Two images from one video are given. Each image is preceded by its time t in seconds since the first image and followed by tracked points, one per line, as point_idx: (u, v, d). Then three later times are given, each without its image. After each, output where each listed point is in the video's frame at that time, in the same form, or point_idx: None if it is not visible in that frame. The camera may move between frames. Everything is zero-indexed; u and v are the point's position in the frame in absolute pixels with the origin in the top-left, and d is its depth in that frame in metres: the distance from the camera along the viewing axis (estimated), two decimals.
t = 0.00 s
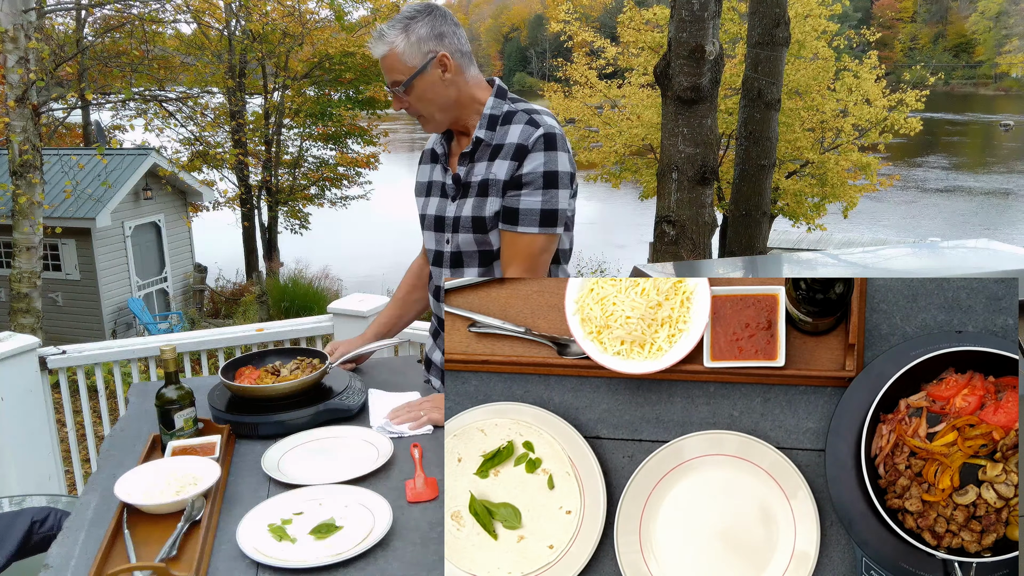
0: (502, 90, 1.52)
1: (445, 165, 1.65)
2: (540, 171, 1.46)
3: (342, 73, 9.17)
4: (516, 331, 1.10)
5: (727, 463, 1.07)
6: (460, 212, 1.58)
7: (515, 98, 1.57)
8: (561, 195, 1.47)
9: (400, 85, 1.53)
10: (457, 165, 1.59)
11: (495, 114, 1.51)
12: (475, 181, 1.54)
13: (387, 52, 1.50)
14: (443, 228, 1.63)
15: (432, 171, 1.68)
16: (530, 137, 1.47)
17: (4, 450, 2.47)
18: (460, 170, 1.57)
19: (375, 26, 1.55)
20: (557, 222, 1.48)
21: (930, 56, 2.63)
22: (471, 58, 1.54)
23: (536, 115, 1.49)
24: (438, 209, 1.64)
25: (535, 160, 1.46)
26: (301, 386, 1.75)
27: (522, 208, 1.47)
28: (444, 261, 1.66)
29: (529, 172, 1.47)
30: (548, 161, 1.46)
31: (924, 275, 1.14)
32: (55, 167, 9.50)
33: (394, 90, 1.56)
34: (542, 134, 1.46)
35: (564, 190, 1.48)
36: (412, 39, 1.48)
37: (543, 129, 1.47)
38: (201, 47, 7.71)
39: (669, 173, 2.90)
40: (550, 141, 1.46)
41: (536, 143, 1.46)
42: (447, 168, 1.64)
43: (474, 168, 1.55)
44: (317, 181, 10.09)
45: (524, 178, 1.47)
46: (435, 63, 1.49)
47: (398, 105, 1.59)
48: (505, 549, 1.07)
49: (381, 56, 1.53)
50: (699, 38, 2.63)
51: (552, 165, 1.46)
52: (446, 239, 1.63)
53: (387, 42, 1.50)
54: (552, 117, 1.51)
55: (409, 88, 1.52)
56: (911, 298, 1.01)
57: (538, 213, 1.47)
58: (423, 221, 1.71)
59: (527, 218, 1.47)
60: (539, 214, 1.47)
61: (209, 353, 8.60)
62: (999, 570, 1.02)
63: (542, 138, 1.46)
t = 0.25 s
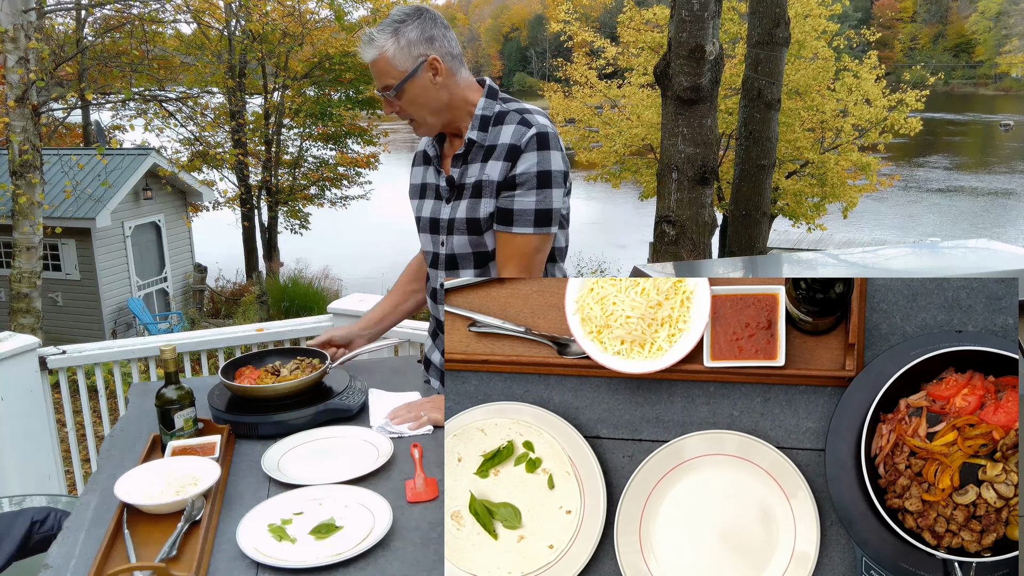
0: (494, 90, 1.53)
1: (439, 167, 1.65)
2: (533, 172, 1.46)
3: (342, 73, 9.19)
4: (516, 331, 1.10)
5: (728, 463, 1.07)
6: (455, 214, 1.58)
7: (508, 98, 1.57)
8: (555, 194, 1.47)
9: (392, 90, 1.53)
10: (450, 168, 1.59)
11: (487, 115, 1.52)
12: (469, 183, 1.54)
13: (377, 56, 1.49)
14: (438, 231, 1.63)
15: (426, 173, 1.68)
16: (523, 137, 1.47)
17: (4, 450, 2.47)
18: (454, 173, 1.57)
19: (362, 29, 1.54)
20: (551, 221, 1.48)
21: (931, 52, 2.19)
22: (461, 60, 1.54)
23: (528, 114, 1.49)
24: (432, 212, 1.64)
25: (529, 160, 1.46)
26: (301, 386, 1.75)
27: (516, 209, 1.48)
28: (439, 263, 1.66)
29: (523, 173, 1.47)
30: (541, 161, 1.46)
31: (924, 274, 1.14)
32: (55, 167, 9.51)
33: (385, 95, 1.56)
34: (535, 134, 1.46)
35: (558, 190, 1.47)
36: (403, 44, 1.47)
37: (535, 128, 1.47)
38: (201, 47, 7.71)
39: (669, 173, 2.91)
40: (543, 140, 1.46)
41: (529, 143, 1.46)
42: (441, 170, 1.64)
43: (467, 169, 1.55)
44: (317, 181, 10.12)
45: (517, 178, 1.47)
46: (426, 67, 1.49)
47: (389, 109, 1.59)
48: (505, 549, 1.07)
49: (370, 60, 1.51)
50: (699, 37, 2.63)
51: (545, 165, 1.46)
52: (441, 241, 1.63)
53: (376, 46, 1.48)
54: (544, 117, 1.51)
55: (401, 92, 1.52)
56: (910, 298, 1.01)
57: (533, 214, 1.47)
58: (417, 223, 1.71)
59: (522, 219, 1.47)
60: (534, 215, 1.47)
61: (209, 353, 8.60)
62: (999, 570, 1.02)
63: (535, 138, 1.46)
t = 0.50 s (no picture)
0: (490, 89, 1.53)
1: (435, 165, 1.66)
2: (529, 170, 1.47)
3: (342, 73, 8.85)
4: (516, 331, 1.10)
5: (728, 463, 1.07)
6: (451, 213, 1.59)
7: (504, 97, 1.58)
8: (551, 192, 1.47)
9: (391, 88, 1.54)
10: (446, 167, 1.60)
11: (483, 114, 1.52)
12: (465, 181, 1.55)
13: (375, 55, 1.52)
14: (434, 229, 1.63)
15: (422, 170, 1.68)
16: (518, 135, 1.48)
17: (4, 450, 2.47)
18: (450, 171, 1.57)
19: (363, 30, 1.57)
20: (547, 220, 1.48)
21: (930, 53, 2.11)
22: (459, 59, 1.55)
23: (524, 113, 1.49)
24: (428, 210, 1.64)
25: (524, 158, 1.47)
26: (300, 386, 1.75)
27: (512, 208, 1.47)
28: (436, 261, 1.66)
29: (518, 171, 1.47)
30: (536, 159, 1.47)
31: (923, 274, 1.14)
32: (55, 167, 9.51)
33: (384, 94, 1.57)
34: (531, 132, 1.47)
35: (554, 188, 1.48)
36: (401, 43, 1.49)
37: (531, 127, 1.47)
38: (201, 47, 7.71)
39: (669, 173, 2.90)
40: (539, 138, 1.47)
41: (524, 141, 1.47)
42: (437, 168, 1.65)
43: (463, 168, 1.55)
44: (317, 181, 10.12)
45: (513, 177, 1.48)
46: (423, 65, 1.50)
47: (388, 108, 1.60)
48: (505, 549, 1.07)
49: (369, 59, 1.53)
50: (699, 38, 2.63)
51: (540, 164, 1.47)
52: (438, 240, 1.63)
53: (376, 46, 1.51)
54: (540, 115, 1.51)
55: (398, 90, 1.54)
56: (911, 298, 1.01)
57: (528, 212, 1.47)
58: (413, 221, 1.70)
59: (517, 217, 1.47)
60: (529, 212, 1.47)
61: (209, 353, 8.60)
62: (999, 570, 1.02)
63: (530, 136, 1.47)
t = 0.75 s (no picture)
0: (493, 90, 1.54)
1: (435, 165, 1.65)
2: (532, 170, 1.47)
3: (343, 73, 9.05)
4: (516, 331, 1.10)
5: (728, 463, 1.07)
6: (452, 213, 1.59)
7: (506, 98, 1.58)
8: (553, 193, 1.47)
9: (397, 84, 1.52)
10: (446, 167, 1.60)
11: (485, 115, 1.52)
12: (466, 181, 1.55)
13: (381, 49, 1.49)
14: (435, 230, 1.63)
15: (423, 171, 1.68)
16: (522, 135, 1.48)
17: (4, 450, 2.47)
18: (451, 171, 1.57)
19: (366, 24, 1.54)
20: (549, 220, 1.48)
21: (931, 52, 2.15)
22: (464, 58, 1.55)
23: (526, 114, 1.49)
24: (429, 211, 1.64)
25: (527, 158, 1.47)
26: (300, 387, 1.75)
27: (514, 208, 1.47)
28: (436, 262, 1.66)
29: (521, 172, 1.47)
30: (539, 159, 1.47)
31: (923, 274, 1.14)
32: (55, 167, 9.51)
33: (387, 89, 1.54)
34: (534, 133, 1.47)
35: (556, 189, 1.48)
36: (408, 36, 1.48)
37: (534, 127, 1.47)
38: (201, 47, 7.70)
39: (669, 173, 2.90)
40: (542, 139, 1.47)
41: (528, 142, 1.47)
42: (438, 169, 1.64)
43: (464, 168, 1.55)
44: (317, 181, 10.12)
45: (515, 177, 1.48)
46: (430, 60, 1.49)
47: (391, 104, 1.57)
48: (505, 549, 1.07)
49: (374, 53, 1.50)
50: (699, 38, 2.63)
51: (543, 164, 1.47)
52: (439, 240, 1.63)
53: (382, 39, 1.49)
54: (542, 116, 1.52)
55: (404, 86, 1.51)
56: (911, 298, 1.01)
57: (530, 213, 1.47)
58: (413, 222, 1.71)
59: (520, 217, 1.47)
60: (532, 213, 1.47)
61: (209, 353, 8.60)
62: (999, 570, 1.02)
63: (534, 136, 1.47)
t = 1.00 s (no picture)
0: (490, 89, 1.53)
1: (434, 165, 1.65)
2: (529, 168, 1.47)
3: (343, 73, 9.02)
4: (516, 331, 1.10)
5: (728, 463, 1.07)
6: (451, 213, 1.59)
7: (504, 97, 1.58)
8: (551, 191, 1.47)
9: (418, 66, 1.46)
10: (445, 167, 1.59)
11: (483, 114, 1.52)
12: (464, 181, 1.55)
13: (403, 29, 1.44)
14: (434, 229, 1.63)
15: (422, 170, 1.68)
16: (519, 134, 1.48)
17: (4, 450, 2.47)
18: (449, 171, 1.58)
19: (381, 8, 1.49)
20: (546, 219, 1.48)
21: (931, 52, 2.12)
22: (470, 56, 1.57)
23: (523, 112, 1.49)
24: (428, 211, 1.64)
25: (524, 157, 1.47)
26: (300, 387, 1.75)
27: (511, 206, 1.47)
28: (436, 261, 1.67)
29: (518, 170, 1.47)
30: (536, 158, 1.47)
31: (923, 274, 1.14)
32: (55, 167, 9.51)
33: (403, 73, 1.48)
34: (531, 131, 1.47)
35: (553, 187, 1.48)
36: (432, 20, 1.45)
37: (531, 125, 1.47)
38: (201, 47, 7.69)
39: (669, 173, 2.90)
40: (538, 138, 1.47)
41: (525, 140, 1.47)
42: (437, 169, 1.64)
43: (463, 167, 1.55)
44: (317, 181, 10.12)
45: (512, 175, 1.48)
46: (451, 46, 1.47)
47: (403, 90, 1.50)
48: (505, 549, 1.07)
49: (395, 34, 1.45)
50: (699, 38, 2.63)
51: (541, 163, 1.47)
52: (438, 240, 1.63)
53: (405, 20, 1.44)
54: (539, 114, 1.52)
55: (427, 66, 1.46)
56: (911, 298, 1.01)
57: (527, 212, 1.47)
58: (412, 222, 1.71)
59: (517, 216, 1.47)
60: (529, 211, 1.47)
61: (209, 353, 8.61)
62: (999, 570, 1.02)
63: (531, 135, 1.47)
